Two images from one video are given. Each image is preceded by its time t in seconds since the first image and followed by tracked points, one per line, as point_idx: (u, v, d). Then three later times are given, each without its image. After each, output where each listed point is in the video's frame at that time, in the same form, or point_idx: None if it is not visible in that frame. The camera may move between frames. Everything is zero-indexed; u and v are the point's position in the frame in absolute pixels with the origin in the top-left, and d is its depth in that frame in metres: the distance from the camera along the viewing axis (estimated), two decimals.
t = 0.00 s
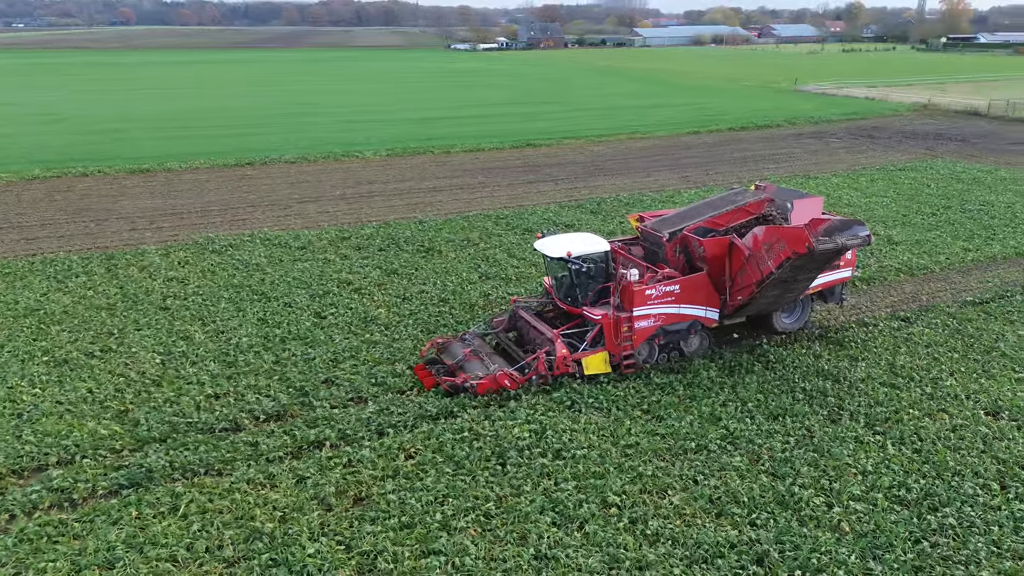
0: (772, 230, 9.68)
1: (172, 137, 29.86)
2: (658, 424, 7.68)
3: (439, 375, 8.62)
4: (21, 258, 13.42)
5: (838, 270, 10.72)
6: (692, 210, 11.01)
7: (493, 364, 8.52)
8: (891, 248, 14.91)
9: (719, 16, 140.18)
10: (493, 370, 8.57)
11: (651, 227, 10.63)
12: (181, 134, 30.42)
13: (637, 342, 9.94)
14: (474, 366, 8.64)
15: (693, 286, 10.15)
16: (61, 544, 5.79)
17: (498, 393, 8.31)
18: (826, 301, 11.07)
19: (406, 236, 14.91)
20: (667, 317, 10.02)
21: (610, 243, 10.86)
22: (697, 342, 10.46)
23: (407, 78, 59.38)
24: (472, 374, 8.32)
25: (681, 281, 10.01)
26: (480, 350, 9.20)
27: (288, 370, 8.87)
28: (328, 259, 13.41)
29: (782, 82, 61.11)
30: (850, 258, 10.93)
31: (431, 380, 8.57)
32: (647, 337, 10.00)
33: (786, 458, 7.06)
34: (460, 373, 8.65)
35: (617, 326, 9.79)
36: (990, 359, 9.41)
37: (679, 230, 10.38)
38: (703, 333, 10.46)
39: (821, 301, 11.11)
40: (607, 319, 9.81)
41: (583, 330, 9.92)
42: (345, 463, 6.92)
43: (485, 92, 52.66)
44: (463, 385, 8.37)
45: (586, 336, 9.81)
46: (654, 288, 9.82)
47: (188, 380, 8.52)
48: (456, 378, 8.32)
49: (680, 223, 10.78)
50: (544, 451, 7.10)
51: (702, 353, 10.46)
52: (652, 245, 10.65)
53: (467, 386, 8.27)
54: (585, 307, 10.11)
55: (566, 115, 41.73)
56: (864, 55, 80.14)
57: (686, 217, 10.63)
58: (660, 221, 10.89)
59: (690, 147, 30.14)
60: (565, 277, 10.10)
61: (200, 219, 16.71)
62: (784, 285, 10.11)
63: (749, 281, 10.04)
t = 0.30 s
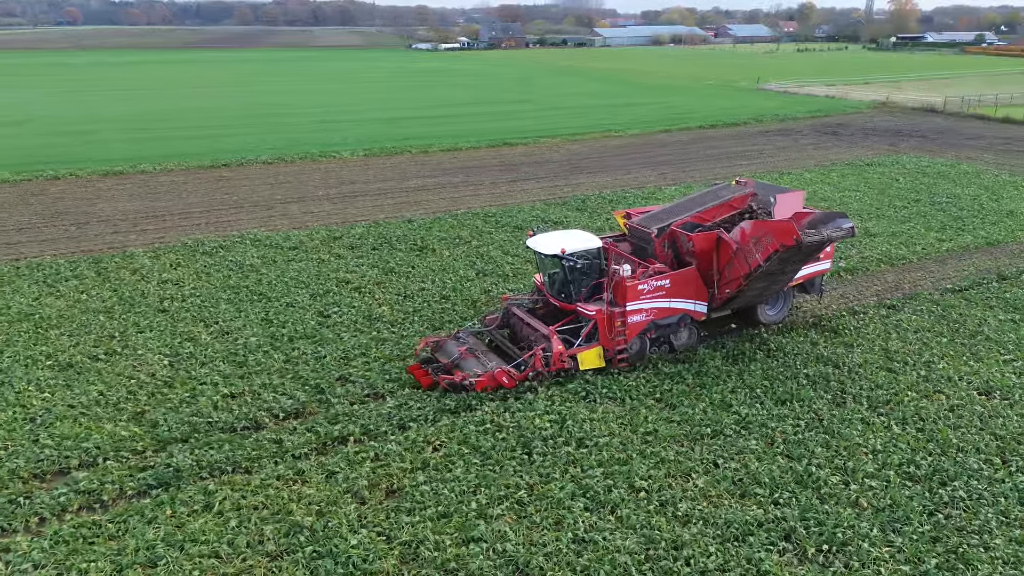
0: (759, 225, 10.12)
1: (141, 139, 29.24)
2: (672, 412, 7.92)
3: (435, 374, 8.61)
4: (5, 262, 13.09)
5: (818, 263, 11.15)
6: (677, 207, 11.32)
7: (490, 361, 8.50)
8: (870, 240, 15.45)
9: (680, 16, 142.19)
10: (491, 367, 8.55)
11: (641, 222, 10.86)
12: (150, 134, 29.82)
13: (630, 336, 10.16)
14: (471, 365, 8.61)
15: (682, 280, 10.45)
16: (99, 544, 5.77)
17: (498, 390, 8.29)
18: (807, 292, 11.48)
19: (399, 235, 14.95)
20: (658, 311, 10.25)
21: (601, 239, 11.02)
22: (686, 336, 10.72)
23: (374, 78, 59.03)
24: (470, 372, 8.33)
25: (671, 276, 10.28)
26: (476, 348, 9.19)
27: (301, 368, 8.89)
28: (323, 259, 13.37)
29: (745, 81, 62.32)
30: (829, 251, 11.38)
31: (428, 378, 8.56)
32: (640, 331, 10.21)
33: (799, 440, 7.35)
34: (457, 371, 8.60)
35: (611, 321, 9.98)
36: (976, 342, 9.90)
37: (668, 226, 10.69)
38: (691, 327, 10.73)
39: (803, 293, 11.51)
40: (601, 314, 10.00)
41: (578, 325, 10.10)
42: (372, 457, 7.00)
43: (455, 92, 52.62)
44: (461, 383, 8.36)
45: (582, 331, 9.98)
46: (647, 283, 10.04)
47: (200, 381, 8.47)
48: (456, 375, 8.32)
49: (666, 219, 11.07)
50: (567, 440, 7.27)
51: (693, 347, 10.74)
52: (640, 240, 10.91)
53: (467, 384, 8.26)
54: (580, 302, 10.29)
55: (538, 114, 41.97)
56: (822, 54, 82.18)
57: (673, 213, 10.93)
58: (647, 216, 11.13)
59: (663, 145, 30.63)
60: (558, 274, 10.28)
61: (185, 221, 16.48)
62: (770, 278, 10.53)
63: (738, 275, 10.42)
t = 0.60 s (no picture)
0: (748, 220, 10.49)
1: (109, 140, 28.57)
2: (685, 399, 8.17)
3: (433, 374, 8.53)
4: None
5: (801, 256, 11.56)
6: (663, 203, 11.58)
7: (488, 358, 8.44)
8: (849, 232, 16.00)
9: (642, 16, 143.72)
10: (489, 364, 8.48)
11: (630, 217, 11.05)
12: (119, 135, 29.16)
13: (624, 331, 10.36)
14: (468, 362, 8.53)
15: (673, 275, 10.69)
16: (140, 542, 5.78)
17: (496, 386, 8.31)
18: (789, 285, 11.88)
19: (392, 233, 14.98)
20: (650, 306, 10.49)
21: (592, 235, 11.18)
22: (676, 329, 10.99)
23: (342, 77, 58.48)
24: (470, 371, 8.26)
25: (661, 271, 10.51)
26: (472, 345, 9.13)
27: (316, 365, 8.92)
28: (319, 259, 13.33)
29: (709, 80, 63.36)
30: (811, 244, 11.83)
31: (427, 377, 8.47)
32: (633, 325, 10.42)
33: (809, 423, 7.67)
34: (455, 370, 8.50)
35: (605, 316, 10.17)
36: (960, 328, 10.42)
37: (657, 222, 10.92)
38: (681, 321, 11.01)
39: (784, 286, 11.92)
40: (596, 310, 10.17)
41: (573, 320, 10.25)
42: (400, 450, 7.09)
43: (425, 91, 52.47)
44: (459, 382, 8.33)
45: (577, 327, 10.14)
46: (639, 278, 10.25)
47: (215, 381, 8.45)
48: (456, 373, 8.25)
49: (654, 215, 11.30)
50: (588, 429, 7.46)
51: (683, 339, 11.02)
52: (630, 235, 11.12)
53: (466, 382, 8.19)
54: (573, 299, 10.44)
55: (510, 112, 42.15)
56: (782, 53, 83.94)
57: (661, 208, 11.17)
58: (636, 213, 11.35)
59: (638, 143, 31.07)
60: (551, 270, 10.38)
61: (169, 223, 16.24)
62: (757, 272, 10.99)
63: (727, 269, 10.82)
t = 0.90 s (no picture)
0: (737, 215, 10.95)
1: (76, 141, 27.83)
2: (696, 386, 8.45)
3: (432, 373, 8.53)
4: None
5: (784, 251, 11.98)
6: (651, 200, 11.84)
7: (486, 355, 8.42)
8: (828, 224, 16.54)
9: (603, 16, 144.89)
10: (488, 361, 8.49)
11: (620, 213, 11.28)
12: (86, 136, 28.48)
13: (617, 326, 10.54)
14: (466, 361, 8.53)
15: (663, 270, 10.96)
16: (182, 538, 5.81)
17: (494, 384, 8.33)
18: (772, 278, 12.20)
19: (384, 233, 14.98)
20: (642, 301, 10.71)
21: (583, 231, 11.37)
22: (665, 324, 11.25)
23: (308, 77, 57.82)
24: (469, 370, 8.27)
25: (653, 266, 10.78)
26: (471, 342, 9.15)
27: (331, 362, 8.96)
28: (315, 258, 13.29)
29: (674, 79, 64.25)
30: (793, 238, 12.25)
31: (426, 377, 8.47)
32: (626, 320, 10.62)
33: (817, 405, 8.00)
34: (453, 368, 8.50)
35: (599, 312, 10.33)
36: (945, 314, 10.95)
37: (647, 218, 11.19)
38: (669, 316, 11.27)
39: (768, 279, 12.26)
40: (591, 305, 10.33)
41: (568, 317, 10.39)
42: (427, 442, 7.21)
43: (394, 91, 52.20)
44: (458, 380, 8.36)
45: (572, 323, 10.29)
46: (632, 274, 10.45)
47: (231, 380, 8.44)
48: (455, 372, 8.25)
49: (643, 211, 11.56)
50: (608, 416, 7.67)
51: (674, 333, 11.32)
52: (619, 232, 11.36)
53: (465, 381, 8.22)
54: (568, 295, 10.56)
55: (483, 110, 42.23)
56: (743, 52, 85.48)
57: (651, 204, 11.43)
58: (625, 209, 11.58)
59: (612, 141, 31.43)
60: (546, 268, 10.49)
61: (154, 225, 15.99)
62: (746, 265, 11.37)
63: (716, 263, 11.18)
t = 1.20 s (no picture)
0: (726, 210, 11.28)
1: (43, 143, 27.11)
2: (706, 373, 8.75)
3: (431, 371, 8.49)
4: None
5: (769, 245, 12.35)
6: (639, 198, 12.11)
7: (484, 353, 8.36)
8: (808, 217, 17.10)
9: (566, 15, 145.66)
10: (487, 359, 8.48)
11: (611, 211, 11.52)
12: (53, 137, 27.76)
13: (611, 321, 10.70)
14: (466, 358, 8.51)
15: (655, 265, 11.18)
16: (227, 531, 5.87)
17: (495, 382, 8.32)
18: (756, 271, 12.58)
19: (378, 232, 15.04)
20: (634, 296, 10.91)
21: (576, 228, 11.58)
22: (656, 319, 11.45)
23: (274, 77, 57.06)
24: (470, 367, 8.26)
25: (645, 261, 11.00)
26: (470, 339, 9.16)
27: (345, 358, 9.03)
28: (312, 258, 13.29)
29: (640, 78, 65.04)
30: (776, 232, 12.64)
31: (426, 375, 8.43)
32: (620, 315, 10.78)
33: (822, 387, 8.37)
34: (453, 367, 8.46)
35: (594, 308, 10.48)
36: (928, 301, 11.50)
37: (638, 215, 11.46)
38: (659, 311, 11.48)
39: (752, 273, 12.62)
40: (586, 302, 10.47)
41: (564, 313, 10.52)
42: (454, 433, 7.35)
43: (363, 91, 51.86)
44: (461, 379, 8.34)
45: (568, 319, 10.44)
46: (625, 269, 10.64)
47: (248, 379, 8.47)
48: (455, 370, 8.23)
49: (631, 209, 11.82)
50: (627, 403, 7.91)
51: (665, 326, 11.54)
52: (610, 229, 11.59)
53: (467, 379, 8.22)
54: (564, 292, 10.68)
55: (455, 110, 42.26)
56: (705, 52, 86.82)
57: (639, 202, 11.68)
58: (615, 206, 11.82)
59: (586, 139, 31.78)
60: (541, 265, 10.59)
61: (139, 227, 15.77)
62: (735, 258, 11.69)
63: (706, 257, 11.48)
